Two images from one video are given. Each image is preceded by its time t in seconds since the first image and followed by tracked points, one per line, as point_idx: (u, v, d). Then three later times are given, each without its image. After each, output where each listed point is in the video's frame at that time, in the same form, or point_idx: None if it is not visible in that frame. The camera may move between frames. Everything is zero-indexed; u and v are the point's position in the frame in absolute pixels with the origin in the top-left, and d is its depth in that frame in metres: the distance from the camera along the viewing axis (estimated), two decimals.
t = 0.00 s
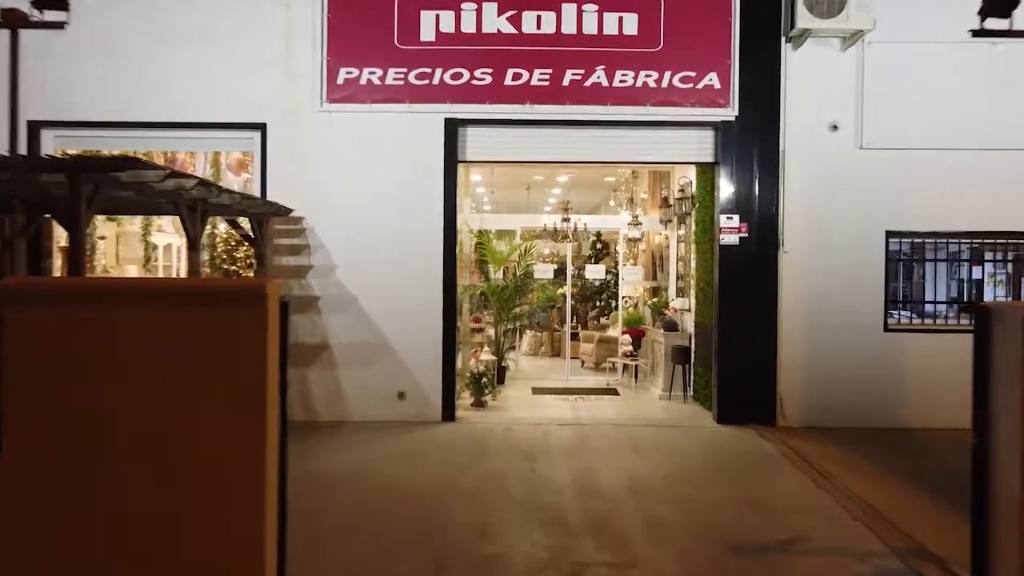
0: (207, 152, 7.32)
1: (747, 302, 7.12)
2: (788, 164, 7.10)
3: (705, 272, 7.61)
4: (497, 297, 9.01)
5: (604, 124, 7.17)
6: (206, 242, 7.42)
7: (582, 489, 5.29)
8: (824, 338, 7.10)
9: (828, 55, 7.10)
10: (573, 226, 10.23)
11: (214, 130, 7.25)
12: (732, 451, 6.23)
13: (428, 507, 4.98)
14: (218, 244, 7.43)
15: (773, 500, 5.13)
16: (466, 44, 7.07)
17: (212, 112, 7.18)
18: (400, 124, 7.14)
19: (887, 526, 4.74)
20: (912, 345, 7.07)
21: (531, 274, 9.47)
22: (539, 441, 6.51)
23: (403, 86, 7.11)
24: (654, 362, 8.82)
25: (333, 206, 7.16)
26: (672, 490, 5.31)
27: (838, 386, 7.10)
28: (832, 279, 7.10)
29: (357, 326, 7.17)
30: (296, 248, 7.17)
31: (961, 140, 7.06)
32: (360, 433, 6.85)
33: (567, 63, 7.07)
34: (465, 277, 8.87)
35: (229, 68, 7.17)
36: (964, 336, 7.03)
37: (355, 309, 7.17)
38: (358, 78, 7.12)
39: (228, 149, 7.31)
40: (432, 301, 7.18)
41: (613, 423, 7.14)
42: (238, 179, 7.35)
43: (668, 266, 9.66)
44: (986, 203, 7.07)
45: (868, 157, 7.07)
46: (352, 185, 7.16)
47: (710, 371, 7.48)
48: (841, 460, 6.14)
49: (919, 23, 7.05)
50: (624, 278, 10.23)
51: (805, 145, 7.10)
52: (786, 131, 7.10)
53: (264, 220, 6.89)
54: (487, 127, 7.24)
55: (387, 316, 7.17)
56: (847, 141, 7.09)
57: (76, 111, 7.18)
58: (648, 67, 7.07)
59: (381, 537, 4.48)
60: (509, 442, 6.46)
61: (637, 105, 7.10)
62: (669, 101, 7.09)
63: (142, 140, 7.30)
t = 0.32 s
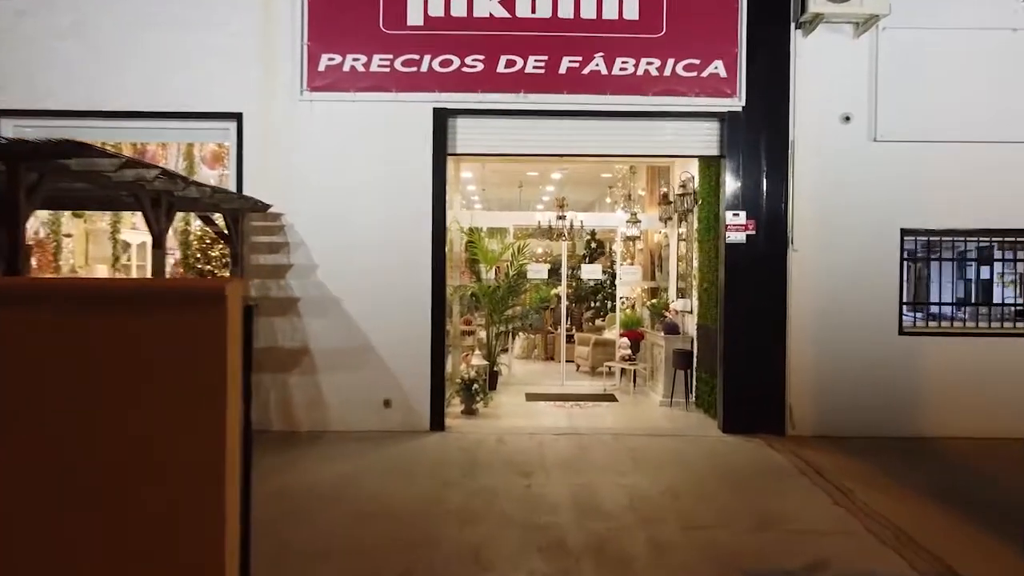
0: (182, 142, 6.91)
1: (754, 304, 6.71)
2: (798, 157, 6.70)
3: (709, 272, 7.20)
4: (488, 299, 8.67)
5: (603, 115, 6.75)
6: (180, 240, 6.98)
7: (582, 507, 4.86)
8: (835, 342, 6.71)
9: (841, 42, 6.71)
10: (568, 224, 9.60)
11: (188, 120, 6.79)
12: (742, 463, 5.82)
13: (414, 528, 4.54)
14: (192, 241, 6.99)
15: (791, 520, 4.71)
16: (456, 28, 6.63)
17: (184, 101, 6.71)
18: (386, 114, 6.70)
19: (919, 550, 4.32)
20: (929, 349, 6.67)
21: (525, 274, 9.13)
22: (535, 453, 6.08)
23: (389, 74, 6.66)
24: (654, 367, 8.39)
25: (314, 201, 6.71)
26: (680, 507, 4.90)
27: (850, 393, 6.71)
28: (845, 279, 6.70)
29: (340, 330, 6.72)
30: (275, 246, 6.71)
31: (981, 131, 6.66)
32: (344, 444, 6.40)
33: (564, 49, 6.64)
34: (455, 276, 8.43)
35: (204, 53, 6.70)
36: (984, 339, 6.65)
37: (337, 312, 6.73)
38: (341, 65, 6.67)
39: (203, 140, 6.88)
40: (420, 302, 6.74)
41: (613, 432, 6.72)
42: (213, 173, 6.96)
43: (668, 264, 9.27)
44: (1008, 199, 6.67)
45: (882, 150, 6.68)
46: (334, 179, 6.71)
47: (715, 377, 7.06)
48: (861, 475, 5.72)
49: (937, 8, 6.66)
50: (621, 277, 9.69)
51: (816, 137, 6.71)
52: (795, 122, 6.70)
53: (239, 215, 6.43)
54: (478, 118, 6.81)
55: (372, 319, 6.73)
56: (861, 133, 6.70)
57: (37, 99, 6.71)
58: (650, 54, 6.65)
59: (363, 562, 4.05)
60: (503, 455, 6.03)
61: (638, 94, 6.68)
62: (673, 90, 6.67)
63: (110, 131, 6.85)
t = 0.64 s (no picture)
0: (147, 133, 6.40)
1: (763, 306, 6.29)
2: (808, 150, 6.29)
3: (714, 273, 6.77)
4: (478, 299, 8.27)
5: (601, 104, 6.31)
6: (149, 238, 6.51)
7: (583, 531, 4.42)
8: (849, 347, 6.29)
9: (853, 27, 6.30)
10: (563, 221, 9.19)
11: (154, 110, 6.30)
12: (754, 478, 5.39)
13: (397, 555, 4.09)
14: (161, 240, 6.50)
15: (813, 545, 4.29)
16: (444, 10, 6.16)
17: (149, 87, 6.21)
18: (368, 102, 6.23)
19: None
20: (948, 354, 6.26)
21: (517, 274, 8.71)
22: (528, 467, 5.63)
23: (371, 59, 6.20)
24: (654, 372, 7.93)
25: (291, 196, 6.23)
26: (689, 530, 4.46)
27: (864, 401, 6.28)
28: (859, 280, 6.28)
29: (319, 334, 6.25)
30: (249, 244, 6.24)
31: (1003, 122, 6.26)
32: (323, 458, 5.93)
33: (559, 33, 6.19)
34: (443, 277, 8.00)
35: (171, 36, 6.21)
36: (1006, 343, 6.24)
37: (316, 315, 6.25)
38: (320, 49, 6.19)
39: (172, 131, 6.39)
40: (405, 304, 6.27)
41: (612, 443, 6.27)
42: (183, 165, 6.47)
43: (667, 263, 8.84)
44: None
45: (897, 142, 6.27)
46: (313, 173, 6.24)
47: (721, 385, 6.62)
48: (883, 492, 5.30)
49: None
50: (618, 277, 9.18)
51: (827, 128, 6.29)
52: (806, 112, 6.28)
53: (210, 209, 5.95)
54: (468, 107, 6.37)
55: (353, 322, 6.26)
56: (875, 124, 6.28)
57: None
58: (652, 39, 6.21)
59: None
60: (495, 469, 5.57)
61: (639, 81, 6.24)
62: (675, 78, 6.24)
63: (69, 120, 6.33)
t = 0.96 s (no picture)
0: (112, 123, 5.96)
1: (771, 308, 5.92)
2: (819, 142, 5.91)
3: (719, 273, 6.39)
4: (469, 299, 7.89)
5: (599, 93, 5.93)
6: (115, 237, 6.09)
7: (583, 555, 4.03)
8: (862, 352, 5.92)
9: (867, 12, 5.93)
10: (557, 219, 8.84)
11: (120, 98, 5.85)
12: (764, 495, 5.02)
13: None
14: (128, 239, 6.07)
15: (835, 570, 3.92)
16: None
17: (113, 73, 5.78)
18: (350, 90, 5.82)
19: None
20: (967, 358, 5.91)
21: (508, 274, 8.32)
22: (522, 482, 5.24)
23: (353, 43, 5.79)
24: (655, 378, 7.51)
25: (267, 190, 5.81)
26: (699, 554, 4.08)
27: (879, 409, 5.92)
28: (873, 280, 5.92)
29: (298, 339, 5.83)
30: (222, 242, 5.81)
31: None
32: (301, 472, 5.52)
33: (555, 16, 5.80)
34: (431, 277, 7.61)
35: (137, 18, 5.77)
36: None
37: (294, 318, 5.83)
38: (298, 32, 5.78)
39: (138, 121, 5.94)
40: (391, 307, 5.86)
41: (610, 454, 5.89)
42: (151, 158, 6.07)
43: (667, 262, 8.45)
44: None
45: (913, 134, 5.91)
46: (290, 166, 5.81)
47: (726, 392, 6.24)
48: (902, 508, 4.93)
49: None
50: (614, 277, 8.82)
51: (838, 119, 5.92)
52: (817, 101, 5.90)
53: (179, 204, 5.52)
54: (457, 96, 5.97)
55: (335, 326, 5.84)
56: (890, 115, 5.92)
57: None
58: (654, 23, 5.83)
59: None
60: (486, 485, 5.18)
61: (639, 68, 5.86)
62: (678, 64, 5.86)
63: (27, 109, 5.88)
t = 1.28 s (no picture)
0: (70, 110, 5.48)
1: (780, 311, 5.53)
2: (831, 133, 5.52)
3: (724, 273, 5.99)
4: (457, 302, 7.42)
5: (597, 80, 5.52)
6: (75, 235, 5.64)
7: None
8: (876, 358, 5.54)
9: None
10: (551, 215, 8.37)
11: (78, 83, 5.40)
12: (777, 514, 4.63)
13: None
14: (88, 238, 5.62)
15: None
16: None
17: (70, 56, 5.31)
18: (329, 76, 5.40)
19: None
20: (988, 364, 5.53)
21: (499, 274, 7.92)
22: (514, 500, 4.83)
23: (331, 25, 5.35)
24: (654, 385, 7.09)
25: (237, 184, 5.36)
26: None
27: (893, 419, 5.54)
28: (888, 281, 5.53)
29: (271, 344, 5.40)
30: (189, 240, 5.36)
31: None
32: (275, 490, 5.08)
33: None
34: (417, 278, 7.18)
35: None
36: None
37: (267, 322, 5.39)
38: (271, 13, 5.34)
39: (98, 108, 5.47)
40: (372, 309, 5.43)
41: (609, 468, 5.48)
42: (114, 149, 5.57)
43: (666, 261, 8.03)
44: None
45: (930, 125, 5.53)
46: (263, 158, 5.38)
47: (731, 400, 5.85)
48: (926, 528, 4.56)
49: None
50: (609, 277, 8.41)
51: (851, 109, 5.53)
52: (829, 90, 5.51)
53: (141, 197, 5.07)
54: (445, 83, 5.55)
55: (311, 331, 5.41)
56: (906, 104, 5.53)
57: None
58: (656, 4, 5.42)
59: None
60: (475, 503, 4.77)
61: (640, 54, 5.46)
62: (681, 49, 5.47)
63: None
